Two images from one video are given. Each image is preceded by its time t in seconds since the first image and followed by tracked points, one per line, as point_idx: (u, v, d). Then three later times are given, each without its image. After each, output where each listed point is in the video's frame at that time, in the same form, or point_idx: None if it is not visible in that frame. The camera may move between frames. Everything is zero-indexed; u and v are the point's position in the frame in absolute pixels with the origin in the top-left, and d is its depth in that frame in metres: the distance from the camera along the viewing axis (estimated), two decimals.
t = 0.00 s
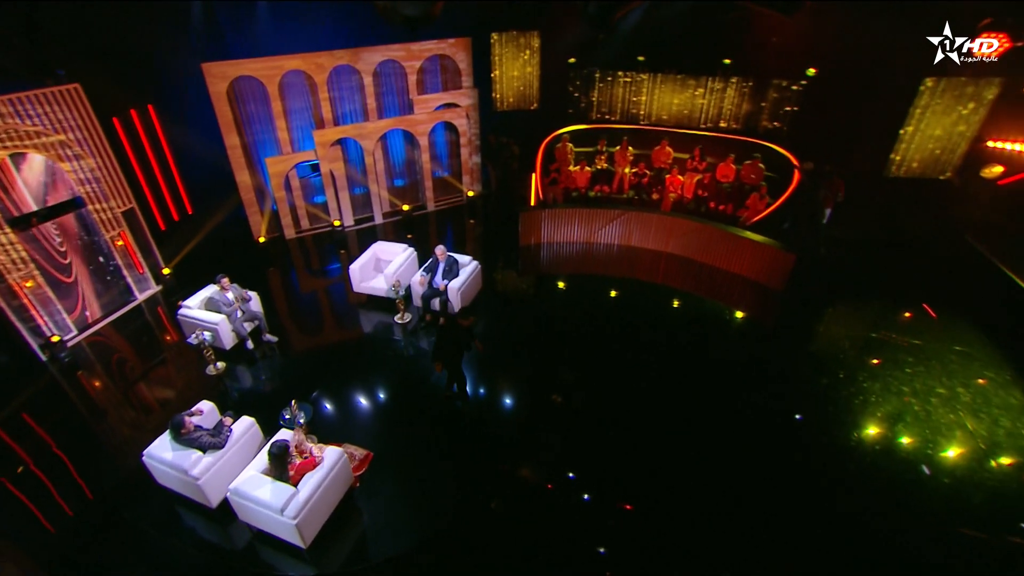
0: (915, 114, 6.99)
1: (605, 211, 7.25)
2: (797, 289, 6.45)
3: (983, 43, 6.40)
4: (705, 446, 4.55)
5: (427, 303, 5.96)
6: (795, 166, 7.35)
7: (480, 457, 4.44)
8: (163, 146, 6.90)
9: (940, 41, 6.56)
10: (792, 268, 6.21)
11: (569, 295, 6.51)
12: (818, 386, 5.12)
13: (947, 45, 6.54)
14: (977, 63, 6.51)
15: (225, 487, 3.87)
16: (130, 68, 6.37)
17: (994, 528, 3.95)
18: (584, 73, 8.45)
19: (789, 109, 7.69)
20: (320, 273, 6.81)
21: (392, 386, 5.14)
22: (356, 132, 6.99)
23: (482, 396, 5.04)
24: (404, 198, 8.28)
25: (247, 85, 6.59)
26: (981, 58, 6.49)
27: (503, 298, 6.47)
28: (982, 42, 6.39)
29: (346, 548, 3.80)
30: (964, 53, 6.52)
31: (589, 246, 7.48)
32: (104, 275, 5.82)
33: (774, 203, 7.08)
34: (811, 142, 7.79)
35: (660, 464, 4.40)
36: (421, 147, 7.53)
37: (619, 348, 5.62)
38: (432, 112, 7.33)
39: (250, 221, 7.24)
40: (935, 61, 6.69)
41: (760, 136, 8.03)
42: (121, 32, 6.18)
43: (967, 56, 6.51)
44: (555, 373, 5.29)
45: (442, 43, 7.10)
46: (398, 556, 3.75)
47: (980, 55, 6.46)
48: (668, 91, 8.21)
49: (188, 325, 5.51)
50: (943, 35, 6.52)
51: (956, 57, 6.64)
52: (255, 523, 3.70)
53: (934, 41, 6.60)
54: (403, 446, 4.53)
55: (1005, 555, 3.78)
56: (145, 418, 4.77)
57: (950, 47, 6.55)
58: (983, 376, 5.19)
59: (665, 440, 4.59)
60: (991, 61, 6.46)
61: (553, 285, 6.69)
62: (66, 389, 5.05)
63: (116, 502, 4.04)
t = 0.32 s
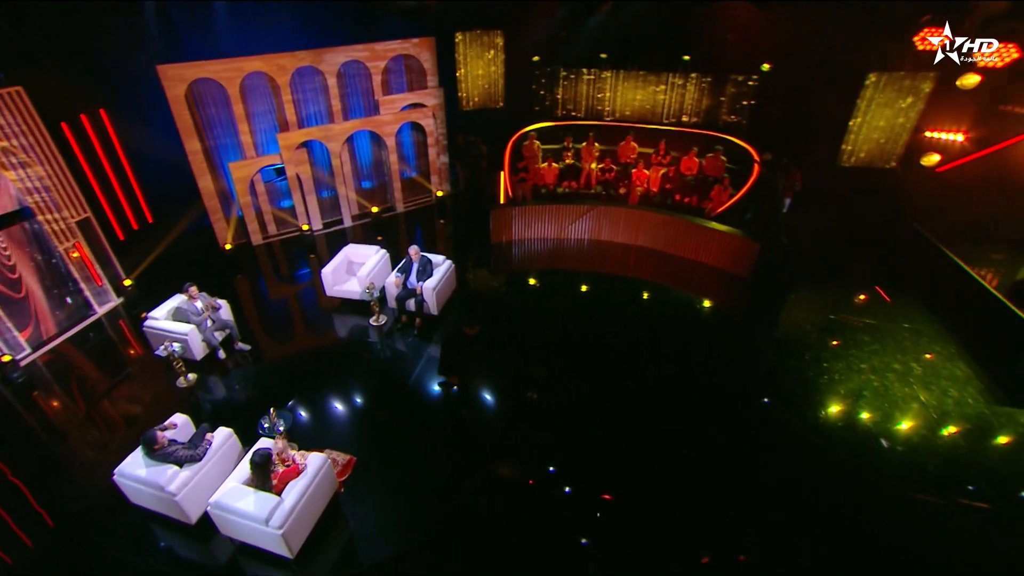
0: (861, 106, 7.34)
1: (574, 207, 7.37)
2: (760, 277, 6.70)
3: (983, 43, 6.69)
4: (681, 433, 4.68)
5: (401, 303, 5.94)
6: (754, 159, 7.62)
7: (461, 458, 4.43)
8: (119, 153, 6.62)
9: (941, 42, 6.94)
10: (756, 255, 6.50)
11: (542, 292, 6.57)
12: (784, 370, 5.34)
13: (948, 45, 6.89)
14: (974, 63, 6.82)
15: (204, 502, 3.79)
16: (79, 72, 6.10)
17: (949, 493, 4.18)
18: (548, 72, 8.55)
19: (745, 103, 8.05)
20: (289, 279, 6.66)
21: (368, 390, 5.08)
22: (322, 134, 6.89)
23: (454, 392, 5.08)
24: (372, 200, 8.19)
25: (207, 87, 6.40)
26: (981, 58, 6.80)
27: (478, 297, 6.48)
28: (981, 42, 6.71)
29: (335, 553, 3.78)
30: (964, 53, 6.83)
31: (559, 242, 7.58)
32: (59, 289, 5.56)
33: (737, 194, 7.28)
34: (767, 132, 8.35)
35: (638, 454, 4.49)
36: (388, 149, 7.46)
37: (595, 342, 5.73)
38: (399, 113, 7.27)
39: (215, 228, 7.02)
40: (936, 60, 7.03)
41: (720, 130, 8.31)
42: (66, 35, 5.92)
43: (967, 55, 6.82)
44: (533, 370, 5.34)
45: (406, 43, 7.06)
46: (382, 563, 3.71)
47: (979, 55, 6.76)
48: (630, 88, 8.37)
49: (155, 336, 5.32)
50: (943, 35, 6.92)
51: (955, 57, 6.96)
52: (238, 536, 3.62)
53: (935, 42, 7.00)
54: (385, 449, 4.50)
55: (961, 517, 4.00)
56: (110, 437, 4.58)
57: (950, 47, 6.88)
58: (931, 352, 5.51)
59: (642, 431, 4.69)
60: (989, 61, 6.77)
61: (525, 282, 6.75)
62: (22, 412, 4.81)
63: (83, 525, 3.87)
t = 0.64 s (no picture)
0: (811, 104, 7.83)
1: (544, 204, 7.46)
2: (725, 266, 6.93)
3: (984, 44, 6.97)
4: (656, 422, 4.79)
5: (375, 305, 5.86)
6: (716, 151, 7.78)
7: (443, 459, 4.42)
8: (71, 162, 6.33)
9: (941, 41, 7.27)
10: (722, 246, 6.73)
11: (514, 289, 6.62)
12: (751, 355, 5.55)
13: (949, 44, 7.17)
14: (979, 62, 7.13)
15: (183, 517, 3.71)
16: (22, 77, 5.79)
17: (907, 463, 4.40)
18: (513, 70, 8.70)
19: (704, 98, 8.34)
20: (258, 286, 6.51)
21: (344, 395, 5.03)
22: (287, 137, 6.76)
23: (432, 394, 5.06)
24: (340, 202, 8.08)
25: (164, 91, 6.18)
26: (981, 58, 7.12)
27: (452, 297, 6.49)
28: (982, 43, 6.97)
29: (318, 561, 3.72)
30: (966, 53, 7.16)
31: (530, 239, 7.67)
32: (11, 306, 5.30)
33: (701, 186, 7.53)
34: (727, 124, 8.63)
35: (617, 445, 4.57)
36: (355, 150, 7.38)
37: (569, 336, 5.82)
38: (364, 114, 7.21)
39: (178, 237, 6.81)
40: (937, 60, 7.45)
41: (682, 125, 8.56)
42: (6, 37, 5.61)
43: (969, 55, 7.15)
44: (511, 367, 5.39)
45: (370, 44, 7.00)
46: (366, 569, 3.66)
47: (982, 55, 7.08)
48: (593, 85, 8.64)
49: (120, 350, 5.15)
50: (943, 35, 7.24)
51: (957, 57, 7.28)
52: (221, 549, 3.54)
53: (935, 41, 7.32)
54: (366, 454, 4.46)
55: (918, 485, 4.21)
56: (73, 459, 4.38)
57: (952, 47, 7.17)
58: (884, 331, 5.82)
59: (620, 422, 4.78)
60: (991, 60, 7.09)
61: (496, 279, 6.80)
62: None
63: (49, 552, 3.70)
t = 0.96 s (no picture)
0: (766, 98, 8.00)
1: (514, 201, 7.55)
2: (690, 257, 7.15)
3: (985, 43, 6.90)
4: (631, 411, 4.91)
5: (350, 308, 5.79)
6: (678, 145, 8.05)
7: (423, 460, 4.41)
8: (18, 173, 6.05)
9: (942, 41, 7.16)
10: (688, 237, 6.97)
11: (485, 289, 6.63)
12: (719, 343, 5.74)
13: (949, 44, 7.13)
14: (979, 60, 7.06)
15: (162, 533, 3.62)
16: None
17: (866, 436, 4.63)
18: (478, 70, 8.87)
19: (665, 93, 8.88)
20: (226, 294, 6.36)
21: (319, 402, 4.96)
22: (251, 141, 6.65)
23: (410, 398, 5.02)
24: (308, 206, 7.98)
25: (119, 96, 5.98)
26: (980, 57, 7.07)
27: (425, 298, 6.47)
28: (981, 43, 6.92)
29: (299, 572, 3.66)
30: (965, 52, 7.11)
31: (501, 237, 7.74)
32: None
33: (666, 180, 7.77)
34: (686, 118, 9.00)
35: (595, 437, 4.65)
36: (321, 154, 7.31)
37: (545, 333, 5.89)
38: (330, 117, 7.19)
39: (140, 247, 6.60)
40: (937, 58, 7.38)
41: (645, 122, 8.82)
42: None
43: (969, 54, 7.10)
44: (487, 365, 5.42)
45: (333, 45, 6.94)
46: None
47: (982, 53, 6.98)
48: (557, 83, 9.00)
49: (84, 366, 4.98)
50: (943, 35, 7.13)
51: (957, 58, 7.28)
52: (202, 565, 3.47)
53: (936, 41, 7.20)
54: (346, 459, 4.42)
55: (879, 457, 4.43)
56: (34, 483, 4.19)
57: (951, 46, 7.15)
58: (841, 315, 6.10)
59: (596, 414, 4.87)
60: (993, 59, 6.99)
61: (467, 278, 6.82)
62: None
63: None
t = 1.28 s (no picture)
0: (724, 94, 8.54)
1: (483, 201, 7.61)
2: (657, 251, 7.34)
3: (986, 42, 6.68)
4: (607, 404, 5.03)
5: (325, 313, 5.80)
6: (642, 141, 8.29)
7: (403, 464, 4.41)
8: None
9: (939, 40, 6.86)
10: (655, 231, 7.18)
11: (456, 290, 6.66)
12: (688, 333, 5.93)
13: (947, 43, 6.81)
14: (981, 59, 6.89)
15: (139, 550, 3.54)
16: None
17: (828, 416, 4.86)
18: (442, 71, 8.83)
19: (630, 92, 9.08)
20: (193, 305, 6.23)
21: (295, 410, 4.90)
22: (214, 147, 6.53)
23: (387, 402, 5.01)
24: (275, 212, 7.88)
25: (72, 102, 5.76)
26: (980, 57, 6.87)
27: (398, 302, 6.44)
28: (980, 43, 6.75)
29: None
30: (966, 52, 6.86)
31: (472, 237, 7.79)
32: None
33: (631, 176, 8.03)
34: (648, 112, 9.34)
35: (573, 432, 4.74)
36: (287, 158, 7.24)
37: (521, 332, 5.94)
38: (295, 121, 7.14)
39: (99, 259, 6.37)
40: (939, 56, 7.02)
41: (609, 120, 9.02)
42: None
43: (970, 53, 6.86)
44: (464, 366, 5.45)
45: (296, 48, 6.94)
46: None
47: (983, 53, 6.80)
48: (522, 83, 9.07)
49: (44, 384, 4.80)
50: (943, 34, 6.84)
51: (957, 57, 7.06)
52: None
53: (934, 40, 6.88)
54: (325, 466, 4.38)
55: (841, 435, 4.66)
56: None
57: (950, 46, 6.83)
58: (802, 301, 6.37)
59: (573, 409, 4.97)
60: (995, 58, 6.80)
61: (438, 280, 6.83)
62: None
63: None
